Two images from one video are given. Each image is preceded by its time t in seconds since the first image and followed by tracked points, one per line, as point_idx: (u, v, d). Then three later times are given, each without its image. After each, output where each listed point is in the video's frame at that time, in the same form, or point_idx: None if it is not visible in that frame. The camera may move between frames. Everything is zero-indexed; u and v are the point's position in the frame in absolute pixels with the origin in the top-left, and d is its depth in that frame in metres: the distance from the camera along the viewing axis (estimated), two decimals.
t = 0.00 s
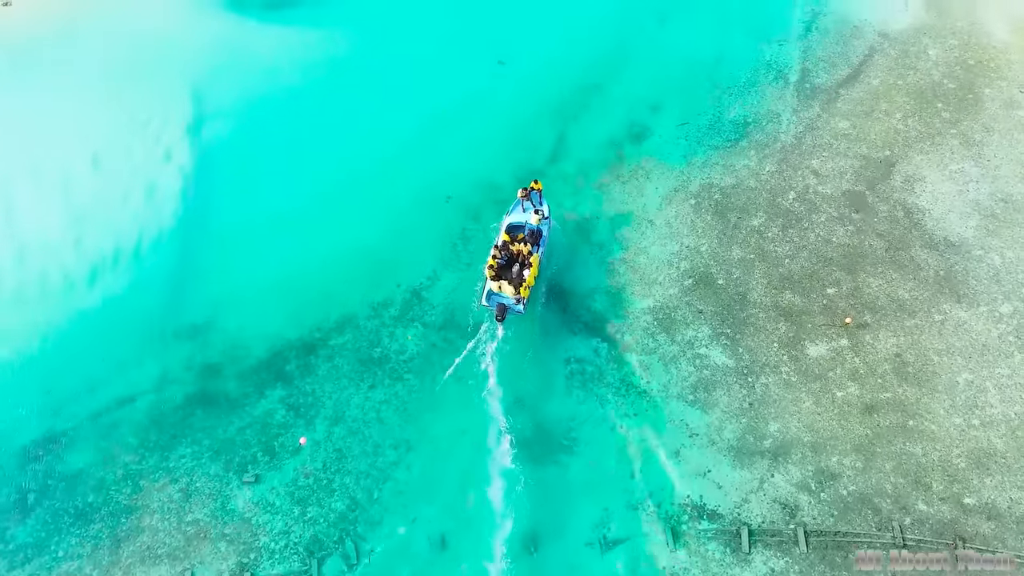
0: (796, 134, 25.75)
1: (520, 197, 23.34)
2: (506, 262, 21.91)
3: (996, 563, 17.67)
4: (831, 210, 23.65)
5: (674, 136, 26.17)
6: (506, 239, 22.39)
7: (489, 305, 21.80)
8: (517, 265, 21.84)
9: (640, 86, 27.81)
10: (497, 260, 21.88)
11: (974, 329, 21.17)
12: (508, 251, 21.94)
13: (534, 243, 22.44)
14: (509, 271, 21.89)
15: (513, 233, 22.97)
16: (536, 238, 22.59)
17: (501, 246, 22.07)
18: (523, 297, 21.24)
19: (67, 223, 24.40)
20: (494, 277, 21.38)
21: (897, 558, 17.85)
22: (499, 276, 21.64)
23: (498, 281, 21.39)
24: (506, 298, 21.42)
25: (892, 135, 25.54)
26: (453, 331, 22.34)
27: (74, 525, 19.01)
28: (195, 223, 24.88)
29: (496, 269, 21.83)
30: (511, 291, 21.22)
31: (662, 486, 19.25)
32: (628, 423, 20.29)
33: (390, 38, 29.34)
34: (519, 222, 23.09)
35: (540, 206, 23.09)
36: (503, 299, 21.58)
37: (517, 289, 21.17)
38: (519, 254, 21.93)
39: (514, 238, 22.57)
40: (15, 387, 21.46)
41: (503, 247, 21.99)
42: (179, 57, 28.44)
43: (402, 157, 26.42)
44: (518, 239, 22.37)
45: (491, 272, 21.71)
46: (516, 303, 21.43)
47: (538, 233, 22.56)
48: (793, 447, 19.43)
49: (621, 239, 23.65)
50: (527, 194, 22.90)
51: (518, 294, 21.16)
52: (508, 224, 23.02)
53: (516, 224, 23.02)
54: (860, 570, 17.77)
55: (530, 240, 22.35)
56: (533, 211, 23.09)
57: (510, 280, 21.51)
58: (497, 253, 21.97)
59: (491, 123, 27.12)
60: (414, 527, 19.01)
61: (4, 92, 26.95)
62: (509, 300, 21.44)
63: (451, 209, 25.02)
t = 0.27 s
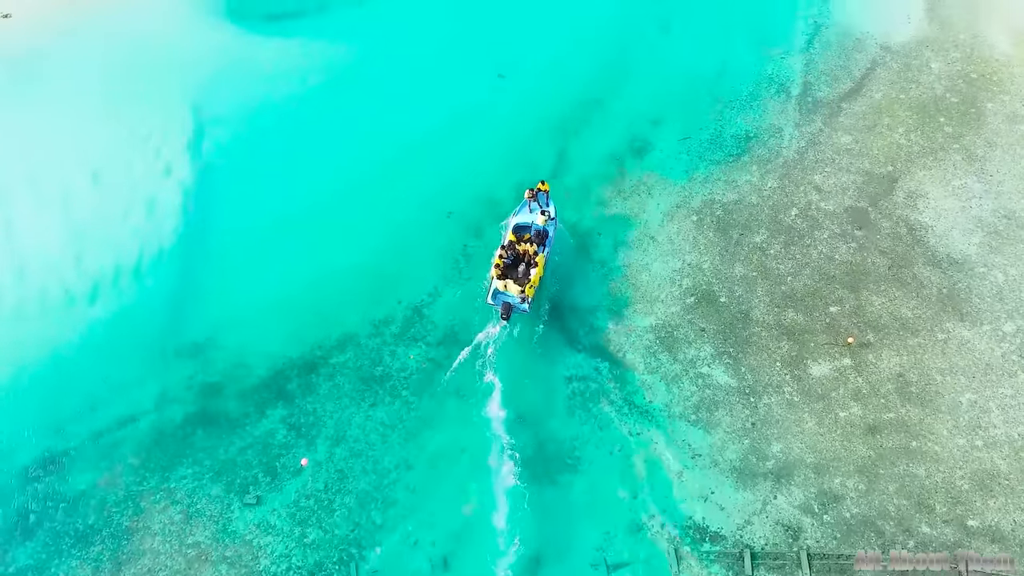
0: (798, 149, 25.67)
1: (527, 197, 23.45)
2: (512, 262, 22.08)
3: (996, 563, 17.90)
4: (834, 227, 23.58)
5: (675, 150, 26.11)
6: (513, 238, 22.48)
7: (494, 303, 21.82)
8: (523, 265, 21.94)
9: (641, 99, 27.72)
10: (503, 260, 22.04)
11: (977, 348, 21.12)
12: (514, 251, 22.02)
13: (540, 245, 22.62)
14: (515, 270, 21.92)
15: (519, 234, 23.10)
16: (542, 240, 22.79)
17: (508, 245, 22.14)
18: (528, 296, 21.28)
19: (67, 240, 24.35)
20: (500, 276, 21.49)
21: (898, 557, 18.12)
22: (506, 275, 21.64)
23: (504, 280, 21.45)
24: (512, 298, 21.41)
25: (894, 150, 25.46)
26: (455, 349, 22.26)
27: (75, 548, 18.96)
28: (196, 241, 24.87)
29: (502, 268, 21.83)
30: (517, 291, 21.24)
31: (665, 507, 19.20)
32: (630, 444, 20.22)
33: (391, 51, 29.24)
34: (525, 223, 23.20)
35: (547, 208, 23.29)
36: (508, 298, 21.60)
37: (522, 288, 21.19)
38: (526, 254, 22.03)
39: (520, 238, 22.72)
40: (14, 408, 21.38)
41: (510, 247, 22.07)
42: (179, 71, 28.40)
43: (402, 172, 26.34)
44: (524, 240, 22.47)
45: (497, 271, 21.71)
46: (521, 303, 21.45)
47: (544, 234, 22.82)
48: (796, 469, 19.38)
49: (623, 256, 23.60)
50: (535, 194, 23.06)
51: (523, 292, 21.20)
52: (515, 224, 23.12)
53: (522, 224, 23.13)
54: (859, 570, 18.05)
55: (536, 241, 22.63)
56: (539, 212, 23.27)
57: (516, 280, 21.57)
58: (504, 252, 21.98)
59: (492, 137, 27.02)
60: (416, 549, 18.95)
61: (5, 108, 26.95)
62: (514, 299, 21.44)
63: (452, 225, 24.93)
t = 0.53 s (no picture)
0: (800, 167, 25.69)
1: (535, 200, 23.90)
2: (519, 263, 22.57)
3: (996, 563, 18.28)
4: (835, 247, 23.62)
5: (677, 169, 26.15)
6: (520, 241, 23.04)
7: (500, 303, 22.55)
8: (530, 267, 22.48)
9: (642, 117, 27.76)
10: (510, 261, 22.52)
11: (978, 370, 21.17)
12: (522, 253, 22.56)
13: (547, 247, 23.05)
14: (522, 272, 22.53)
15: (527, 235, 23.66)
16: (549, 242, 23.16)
17: (515, 247, 22.71)
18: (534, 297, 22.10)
19: (70, 260, 24.39)
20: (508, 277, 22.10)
21: (896, 558, 18.45)
22: (513, 277, 22.34)
23: (512, 281, 22.12)
24: (518, 299, 22.18)
25: (896, 168, 25.49)
26: (457, 370, 22.32)
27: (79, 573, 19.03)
28: (198, 260, 24.87)
29: (510, 270, 22.49)
30: (523, 292, 21.90)
31: (667, 533, 19.25)
32: (632, 468, 20.27)
33: (393, 69, 29.42)
34: (533, 226, 23.70)
35: (553, 211, 23.66)
36: (515, 299, 22.34)
37: (529, 290, 21.97)
38: (532, 257, 22.57)
39: (528, 241, 23.21)
40: (16, 431, 21.41)
41: (517, 249, 22.61)
42: (180, 88, 28.46)
43: (404, 191, 26.38)
44: (531, 242, 23.03)
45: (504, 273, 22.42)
46: (527, 304, 22.18)
47: (551, 237, 23.13)
48: (797, 493, 19.43)
49: (625, 276, 23.64)
50: (542, 198, 23.47)
51: (530, 294, 21.98)
52: (522, 227, 23.66)
53: (530, 228, 23.64)
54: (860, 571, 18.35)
55: (543, 244, 22.95)
56: (547, 215, 23.66)
57: (522, 282, 22.20)
58: (511, 254, 22.62)
59: (494, 155, 27.06)
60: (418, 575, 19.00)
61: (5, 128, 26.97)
62: (521, 301, 22.19)
63: (454, 244, 24.99)
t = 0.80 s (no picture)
0: (801, 186, 25.81)
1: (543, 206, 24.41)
2: (526, 267, 22.89)
3: (995, 563, 18.68)
4: (835, 267, 23.74)
5: (678, 187, 26.25)
6: (528, 244, 23.43)
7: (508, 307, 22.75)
8: (536, 270, 22.83)
9: (644, 134, 27.86)
10: (517, 265, 22.87)
11: (978, 392, 21.29)
12: (529, 256, 22.96)
13: (554, 251, 23.47)
14: (529, 275, 22.85)
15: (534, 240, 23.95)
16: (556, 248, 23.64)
17: (523, 251, 23.13)
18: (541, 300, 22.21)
19: (74, 280, 24.46)
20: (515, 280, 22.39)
21: (897, 558, 18.82)
22: (520, 279, 22.65)
23: (519, 284, 22.38)
24: (525, 301, 22.32)
25: (896, 187, 25.61)
26: (460, 391, 22.46)
27: None
28: (201, 279, 24.94)
29: (517, 273, 22.82)
30: (530, 294, 22.18)
31: (668, 556, 19.40)
32: (634, 490, 20.39)
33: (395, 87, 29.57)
34: (540, 230, 24.08)
35: (561, 216, 24.11)
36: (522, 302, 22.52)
37: (536, 292, 22.14)
38: (539, 260, 22.96)
39: (535, 245, 23.58)
40: (21, 453, 21.53)
41: (524, 253, 23.06)
42: (186, 112, 28.83)
43: (407, 210, 26.49)
44: (538, 246, 23.46)
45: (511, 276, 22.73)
46: (534, 305, 22.31)
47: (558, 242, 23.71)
48: (798, 516, 19.56)
49: (626, 296, 23.76)
50: (550, 203, 23.95)
51: (537, 296, 22.15)
52: (530, 231, 24.03)
53: (537, 232, 24.00)
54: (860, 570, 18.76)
55: (550, 248, 23.41)
56: (554, 220, 24.15)
57: (529, 284, 22.53)
58: (519, 257, 23.01)
59: (495, 174, 27.20)
60: None
61: (9, 148, 27.11)
62: (527, 302, 22.32)
63: (457, 264, 25.14)
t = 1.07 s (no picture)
0: (800, 205, 25.96)
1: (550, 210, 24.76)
2: (533, 271, 23.48)
3: (995, 563, 19.22)
4: (834, 287, 23.93)
5: (678, 206, 26.43)
6: (535, 249, 23.96)
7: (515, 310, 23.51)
8: (543, 274, 23.40)
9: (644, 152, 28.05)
10: (525, 269, 23.54)
11: (976, 414, 21.47)
12: (536, 261, 23.47)
13: (560, 256, 24.01)
14: (535, 279, 23.51)
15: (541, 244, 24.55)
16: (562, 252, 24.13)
17: (530, 255, 23.63)
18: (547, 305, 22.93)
19: (78, 300, 24.65)
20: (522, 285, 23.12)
21: (897, 558, 19.39)
22: (527, 283, 23.35)
23: (525, 289, 23.15)
24: (531, 304, 23.10)
25: (895, 206, 25.75)
26: (462, 411, 22.65)
27: None
28: (205, 298, 25.16)
29: (524, 277, 23.49)
30: (536, 298, 22.97)
31: None
32: (634, 512, 20.59)
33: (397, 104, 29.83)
34: (547, 234, 24.62)
35: (568, 221, 24.59)
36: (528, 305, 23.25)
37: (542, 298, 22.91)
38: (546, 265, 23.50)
39: (542, 249, 24.12)
40: (27, 474, 21.78)
41: (531, 257, 23.58)
42: (189, 130, 29.03)
43: (408, 228, 26.69)
44: (546, 250, 23.97)
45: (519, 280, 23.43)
46: (540, 309, 23.05)
47: (565, 246, 24.10)
48: (797, 539, 19.78)
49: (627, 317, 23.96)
50: (557, 209, 24.38)
51: (543, 301, 22.88)
52: (537, 235, 24.52)
53: (544, 236, 24.55)
54: (861, 571, 19.28)
55: (557, 252, 23.87)
56: (561, 225, 24.56)
57: (536, 288, 23.23)
58: (526, 261, 23.56)
59: (496, 191, 27.41)
60: None
61: (14, 167, 27.40)
62: (534, 306, 23.07)
63: (458, 283, 25.32)
